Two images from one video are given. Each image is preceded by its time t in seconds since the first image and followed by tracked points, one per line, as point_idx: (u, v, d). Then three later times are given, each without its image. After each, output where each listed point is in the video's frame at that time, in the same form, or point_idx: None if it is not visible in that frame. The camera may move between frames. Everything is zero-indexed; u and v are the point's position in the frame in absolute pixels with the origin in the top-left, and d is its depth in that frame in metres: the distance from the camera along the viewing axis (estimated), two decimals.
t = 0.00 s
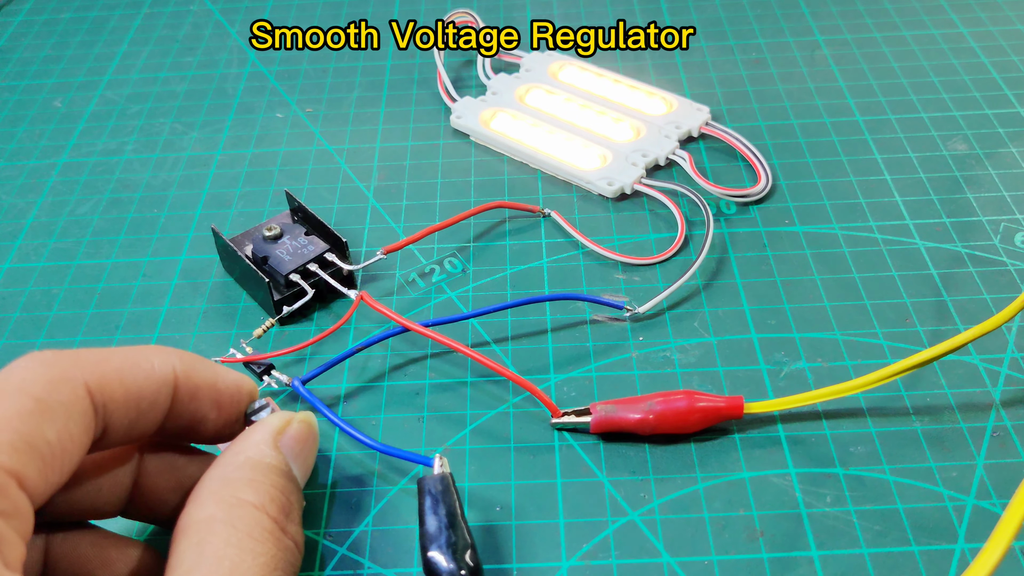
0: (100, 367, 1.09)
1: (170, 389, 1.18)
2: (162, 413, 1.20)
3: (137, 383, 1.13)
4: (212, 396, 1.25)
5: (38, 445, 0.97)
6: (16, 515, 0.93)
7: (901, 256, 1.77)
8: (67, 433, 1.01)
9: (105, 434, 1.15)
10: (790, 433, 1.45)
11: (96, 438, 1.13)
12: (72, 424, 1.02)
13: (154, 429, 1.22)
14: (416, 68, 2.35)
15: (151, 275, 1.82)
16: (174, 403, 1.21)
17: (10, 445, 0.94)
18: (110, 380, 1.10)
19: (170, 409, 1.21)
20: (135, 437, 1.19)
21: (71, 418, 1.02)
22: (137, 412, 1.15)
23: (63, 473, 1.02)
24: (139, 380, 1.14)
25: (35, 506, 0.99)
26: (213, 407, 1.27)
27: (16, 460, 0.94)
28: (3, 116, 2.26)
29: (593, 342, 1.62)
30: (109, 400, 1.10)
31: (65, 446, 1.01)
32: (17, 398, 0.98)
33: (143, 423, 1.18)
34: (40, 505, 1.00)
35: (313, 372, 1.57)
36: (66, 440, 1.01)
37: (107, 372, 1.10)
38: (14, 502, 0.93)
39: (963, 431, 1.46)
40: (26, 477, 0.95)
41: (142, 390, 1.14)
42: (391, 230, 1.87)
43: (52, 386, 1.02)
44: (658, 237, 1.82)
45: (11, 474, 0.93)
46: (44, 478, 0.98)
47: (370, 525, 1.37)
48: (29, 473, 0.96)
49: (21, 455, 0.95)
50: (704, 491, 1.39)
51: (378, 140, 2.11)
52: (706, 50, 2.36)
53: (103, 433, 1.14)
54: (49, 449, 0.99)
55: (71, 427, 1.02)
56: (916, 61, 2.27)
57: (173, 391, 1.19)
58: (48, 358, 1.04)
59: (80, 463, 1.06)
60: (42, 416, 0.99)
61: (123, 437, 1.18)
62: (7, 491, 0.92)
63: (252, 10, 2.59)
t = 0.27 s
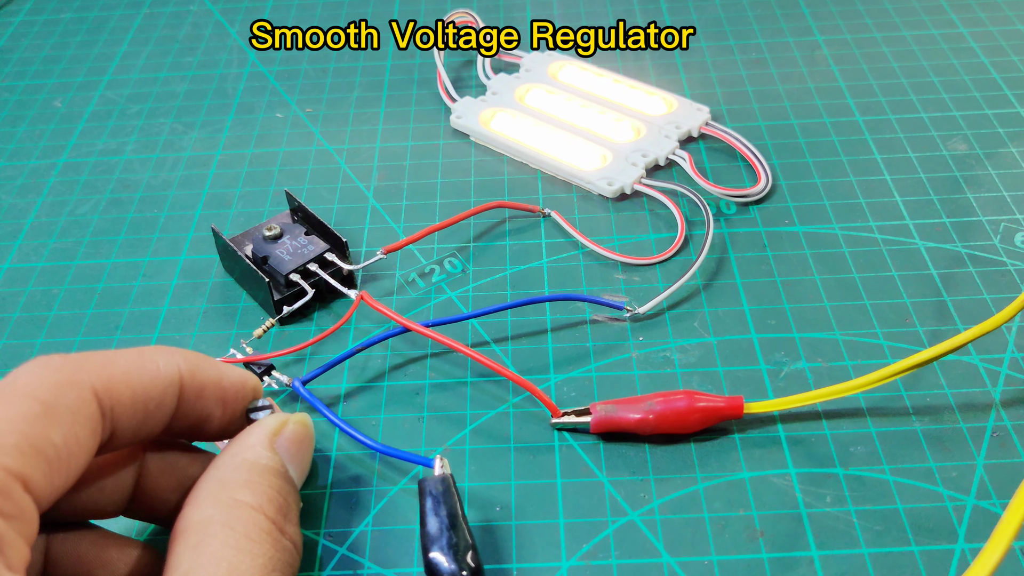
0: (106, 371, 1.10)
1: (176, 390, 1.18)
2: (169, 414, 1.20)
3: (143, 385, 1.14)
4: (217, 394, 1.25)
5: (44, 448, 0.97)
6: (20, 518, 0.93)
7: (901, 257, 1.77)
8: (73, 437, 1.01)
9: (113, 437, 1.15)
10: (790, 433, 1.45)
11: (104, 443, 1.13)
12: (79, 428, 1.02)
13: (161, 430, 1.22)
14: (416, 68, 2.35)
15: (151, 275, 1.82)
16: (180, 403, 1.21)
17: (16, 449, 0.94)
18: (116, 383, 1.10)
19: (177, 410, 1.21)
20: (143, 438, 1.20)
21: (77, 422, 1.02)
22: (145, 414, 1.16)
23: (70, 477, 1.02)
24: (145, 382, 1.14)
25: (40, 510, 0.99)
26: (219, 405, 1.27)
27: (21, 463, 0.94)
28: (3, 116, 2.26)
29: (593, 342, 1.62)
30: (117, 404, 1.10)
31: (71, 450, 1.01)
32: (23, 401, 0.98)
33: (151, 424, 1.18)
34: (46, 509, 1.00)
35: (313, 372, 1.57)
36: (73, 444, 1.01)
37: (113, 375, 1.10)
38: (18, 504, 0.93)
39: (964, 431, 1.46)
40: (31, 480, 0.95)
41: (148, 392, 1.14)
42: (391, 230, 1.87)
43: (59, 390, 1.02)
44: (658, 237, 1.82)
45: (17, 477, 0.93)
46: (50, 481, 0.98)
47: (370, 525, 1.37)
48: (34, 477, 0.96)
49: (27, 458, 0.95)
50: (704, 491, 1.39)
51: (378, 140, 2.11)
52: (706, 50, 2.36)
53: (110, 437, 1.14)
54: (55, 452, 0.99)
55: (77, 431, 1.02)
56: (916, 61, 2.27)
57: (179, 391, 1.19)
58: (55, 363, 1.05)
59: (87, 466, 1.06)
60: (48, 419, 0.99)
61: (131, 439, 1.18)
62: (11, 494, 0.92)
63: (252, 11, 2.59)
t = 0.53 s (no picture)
0: (112, 373, 1.09)
1: (181, 390, 1.18)
2: (174, 414, 1.20)
3: (149, 386, 1.13)
4: (223, 393, 1.24)
5: (50, 451, 0.98)
6: (24, 521, 0.94)
7: (901, 257, 1.77)
8: (79, 440, 1.01)
9: (120, 438, 1.15)
10: (790, 434, 1.45)
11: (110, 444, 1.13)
12: (85, 430, 1.02)
13: (167, 429, 1.22)
14: (416, 68, 2.35)
15: (151, 275, 1.82)
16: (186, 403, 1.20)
17: (22, 451, 0.95)
18: (123, 385, 1.10)
19: (183, 410, 1.21)
20: (150, 437, 1.19)
21: (84, 425, 1.02)
22: (151, 414, 1.15)
23: (75, 478, 1.02)
24: (151, 383, 1.14)
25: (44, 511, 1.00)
26: (224, 403, 1.26)
27: (27, 465, 0.95)
28: (3, 117, 2.26)
29: (593, 342, 1.62)
30: (123, 406, 1.10)
31: (77, 453, 1.01)
32: (29, 404, 0.98)
33: (157, 424, 1.18)
34: (50, 511, 1.01)
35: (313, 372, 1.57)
36: (78, 446, 1.01)
37: (119, 376, 1.10)
38: (22, 507, 0.94)
39: (963, 431, 1.46)
40: (36, 482, 0.96)
41: (155, 392, 1.14)
42: (391, 229, 1.87)
43: (66, 393, 1.02)
44: (658, 237, 1.82)
45: (22, 480, 0.94)
46: (54, 484, 0.98)
47: (370, 525, 1.37)
48: (39, 480, 0.96)
49: (33, 461, 0.95)
50: (704, 490, 1.39)
51: (378, 140, 2.11)
52: (706, 50, 2.37)
53: (117, 438, 1.14)
54: (61, 455, 0.99)
55: (83, 434, 1.02)
56: (916, 61, 2.27)
57: (185, 391, 1.18)
58: (61, 365, 1.04)
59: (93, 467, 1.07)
60: (54, 422, 0.99)
61: (137, 439, 1.18)
62: (16, 496, 0.93)
63: (252, 11, 2.59)
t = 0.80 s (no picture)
0: (121, 376, 1.09)
1: (190, 391, 1.18)
2: (183, 415, 1.20)
3: (158, 387, 1.13)
4: (230, 392, 1.25)
5: (60, 454, 0.98)
6: (33, 523, 0.94)
7: (901, 257, 1.77)
8: (89, 444, 1.01)
9: (130, 441, 1.15)
10: (790, 433, 1.45)
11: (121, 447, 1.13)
12: (96, 434, 1.02)
13: (176, 430, 1.22)
14: (416, 68, 2.35)
15: (151, 276, 1.82)
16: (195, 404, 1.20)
17: (33, 454, 0.95)
18: (133, 388, 1.10)
19: (191, 411, 1.21)
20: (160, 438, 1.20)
21: (94, 429, 1.02)
22: (161, 416, 1.15)
23: (86, 482, 1.02)
24: (161, 385, 1.14)
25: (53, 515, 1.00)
26: (231, 401, 1.27)
27: (37, 468, 0.95)
28: (3, 117, 2.26)
29: (593, 342, 1.62)
30: (133, 408, 1.10)
31: (87, 457, 1.01)
32: (40, 407, 0.98)
33: (167, 425, 1.18)
34: (60, 515, 1.01)
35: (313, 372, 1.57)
36: (89, 450, 1.01)
37: (128, 379, 1.10)
38: (31, 510, 0.94)
39: (963, 431, 1.46)
40: (45, 485, 0.96)
41: (164, 394, 1.14)
42: (391, 230, 1.87)
43: (76, 397, 1.02)
44: (658, 237, 1.82)
45: (31, 483, 0.94)
46: (64, 487, 0.98)
47: (370, 525, 1.37)
48: (48, 483, 0.96)
49: (43, 464, 0.95)
50: (704, 491, 1.39)
51: (378, 140, 2.11)
52: (706, 50, 2.37)
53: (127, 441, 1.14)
54: (71, 458, 0.99)
55: (93, 438, 1.02)
56: (916, 61, 2.27)
57: (193, 392, 1.18)
58: (71, 369, 1.05)
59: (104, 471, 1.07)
60: (64, 425, 0.99)
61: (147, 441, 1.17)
62: (25, 500, 0.93)
63: (252, 11, 2.59)
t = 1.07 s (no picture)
0: (130, 381, 1.09)
1: (198, 392, 1.17)
2: (192, 415, 1.19)
3: (166, 389, 1.13)
4: (238, 390, 1.24)
5: (67, 458, 0.98)
6: (38, 526, 0.95)
7: (901, 256, 1.77)
8: (97, 447, 1.02)
9: (141, 443, 1.15)
10: (790, 434, 1.45)
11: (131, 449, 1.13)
12: (104, 438, 1.03)
13: (186, 430, 1.22)
14: (416, 68, 2.35)
15: (151, 276, 1.82)
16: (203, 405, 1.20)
17: (40, 458, 0.95)
18: (141, 391, 1.10)
19: (200, 411, 1.21)
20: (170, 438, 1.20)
21: (102, 434, 1.02)
22: (170, 418, 1.15)
23: (94, 485, 1.03)
24: (169, 387, 1.13)
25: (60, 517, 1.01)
26: (240, 399, 1.26)
27: (45, 471, 0.95)
28: (3, 117, 2.26)
29: (593, 342, 1.62)
30: (142, 412, 1.10)
31: (95, 461, 1.02)
32: (49, 411, 0.98)
33: (177, 425, 1.18)
34: (67, 516, 1.02)
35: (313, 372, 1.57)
36: (97, 454, 1.01)
37: (136, 382, 1.10)
38: (37, 512, 0.94)
39: (963, 431, 1.46)
40: (52, 488, 0.97)
41: (172, 396, 1.14)
42: (391, 229, 1.87)
43: (85, 402, 1.02)
44: (658, 237, 1.82)
45: (38, 487, 0.95)
46: (71, 490, 0.99)
47: (370, 525, 1.37)
48: (55, 486, 0.97)
49: (50, 468, 0.96)
50: (704, 490, 1.39)
51: (378, 140, 2.11)
52: (706, 50, 2.37)
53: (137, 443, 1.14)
54: (79, 462, 0.99)
55: (101, 442, 1.02)
56: (916, 61, 2.27)
57: (201, 393, 1.18)
58: (81, 374, 1.05)
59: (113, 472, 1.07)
60: (73, 429, 0.99)
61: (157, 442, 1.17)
62: (32, 503, 0.94)
63: (252, 11, 2.59)
